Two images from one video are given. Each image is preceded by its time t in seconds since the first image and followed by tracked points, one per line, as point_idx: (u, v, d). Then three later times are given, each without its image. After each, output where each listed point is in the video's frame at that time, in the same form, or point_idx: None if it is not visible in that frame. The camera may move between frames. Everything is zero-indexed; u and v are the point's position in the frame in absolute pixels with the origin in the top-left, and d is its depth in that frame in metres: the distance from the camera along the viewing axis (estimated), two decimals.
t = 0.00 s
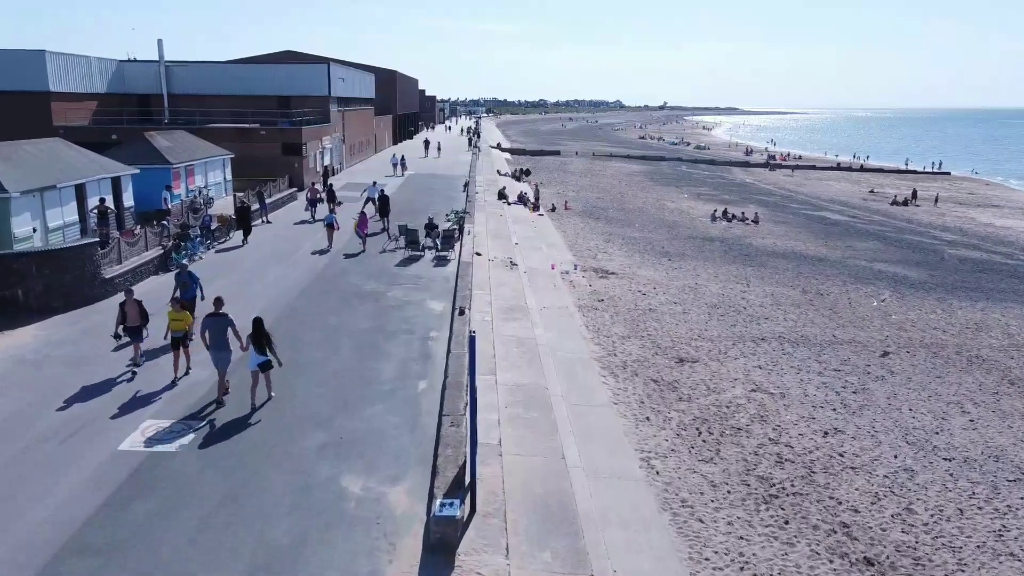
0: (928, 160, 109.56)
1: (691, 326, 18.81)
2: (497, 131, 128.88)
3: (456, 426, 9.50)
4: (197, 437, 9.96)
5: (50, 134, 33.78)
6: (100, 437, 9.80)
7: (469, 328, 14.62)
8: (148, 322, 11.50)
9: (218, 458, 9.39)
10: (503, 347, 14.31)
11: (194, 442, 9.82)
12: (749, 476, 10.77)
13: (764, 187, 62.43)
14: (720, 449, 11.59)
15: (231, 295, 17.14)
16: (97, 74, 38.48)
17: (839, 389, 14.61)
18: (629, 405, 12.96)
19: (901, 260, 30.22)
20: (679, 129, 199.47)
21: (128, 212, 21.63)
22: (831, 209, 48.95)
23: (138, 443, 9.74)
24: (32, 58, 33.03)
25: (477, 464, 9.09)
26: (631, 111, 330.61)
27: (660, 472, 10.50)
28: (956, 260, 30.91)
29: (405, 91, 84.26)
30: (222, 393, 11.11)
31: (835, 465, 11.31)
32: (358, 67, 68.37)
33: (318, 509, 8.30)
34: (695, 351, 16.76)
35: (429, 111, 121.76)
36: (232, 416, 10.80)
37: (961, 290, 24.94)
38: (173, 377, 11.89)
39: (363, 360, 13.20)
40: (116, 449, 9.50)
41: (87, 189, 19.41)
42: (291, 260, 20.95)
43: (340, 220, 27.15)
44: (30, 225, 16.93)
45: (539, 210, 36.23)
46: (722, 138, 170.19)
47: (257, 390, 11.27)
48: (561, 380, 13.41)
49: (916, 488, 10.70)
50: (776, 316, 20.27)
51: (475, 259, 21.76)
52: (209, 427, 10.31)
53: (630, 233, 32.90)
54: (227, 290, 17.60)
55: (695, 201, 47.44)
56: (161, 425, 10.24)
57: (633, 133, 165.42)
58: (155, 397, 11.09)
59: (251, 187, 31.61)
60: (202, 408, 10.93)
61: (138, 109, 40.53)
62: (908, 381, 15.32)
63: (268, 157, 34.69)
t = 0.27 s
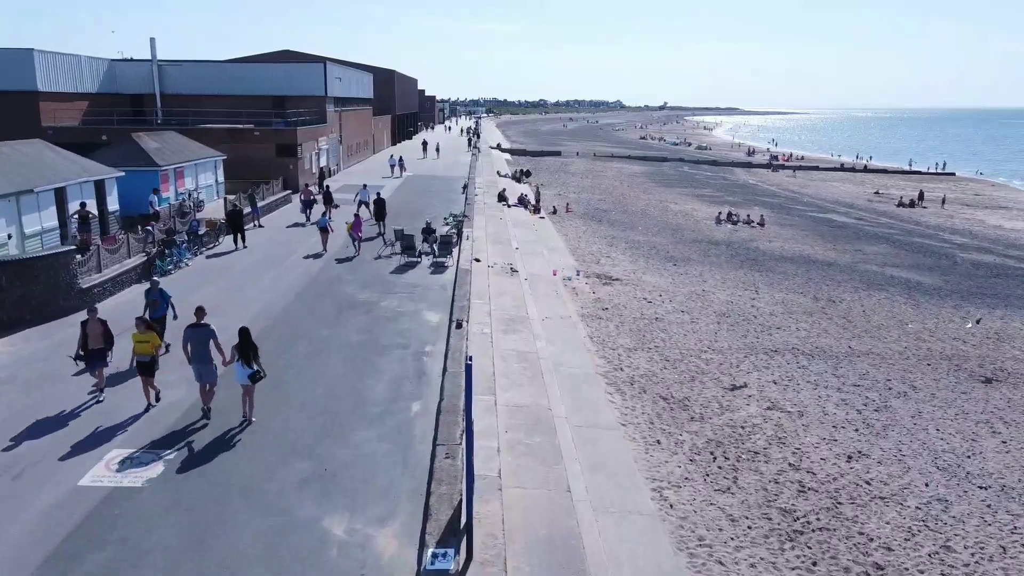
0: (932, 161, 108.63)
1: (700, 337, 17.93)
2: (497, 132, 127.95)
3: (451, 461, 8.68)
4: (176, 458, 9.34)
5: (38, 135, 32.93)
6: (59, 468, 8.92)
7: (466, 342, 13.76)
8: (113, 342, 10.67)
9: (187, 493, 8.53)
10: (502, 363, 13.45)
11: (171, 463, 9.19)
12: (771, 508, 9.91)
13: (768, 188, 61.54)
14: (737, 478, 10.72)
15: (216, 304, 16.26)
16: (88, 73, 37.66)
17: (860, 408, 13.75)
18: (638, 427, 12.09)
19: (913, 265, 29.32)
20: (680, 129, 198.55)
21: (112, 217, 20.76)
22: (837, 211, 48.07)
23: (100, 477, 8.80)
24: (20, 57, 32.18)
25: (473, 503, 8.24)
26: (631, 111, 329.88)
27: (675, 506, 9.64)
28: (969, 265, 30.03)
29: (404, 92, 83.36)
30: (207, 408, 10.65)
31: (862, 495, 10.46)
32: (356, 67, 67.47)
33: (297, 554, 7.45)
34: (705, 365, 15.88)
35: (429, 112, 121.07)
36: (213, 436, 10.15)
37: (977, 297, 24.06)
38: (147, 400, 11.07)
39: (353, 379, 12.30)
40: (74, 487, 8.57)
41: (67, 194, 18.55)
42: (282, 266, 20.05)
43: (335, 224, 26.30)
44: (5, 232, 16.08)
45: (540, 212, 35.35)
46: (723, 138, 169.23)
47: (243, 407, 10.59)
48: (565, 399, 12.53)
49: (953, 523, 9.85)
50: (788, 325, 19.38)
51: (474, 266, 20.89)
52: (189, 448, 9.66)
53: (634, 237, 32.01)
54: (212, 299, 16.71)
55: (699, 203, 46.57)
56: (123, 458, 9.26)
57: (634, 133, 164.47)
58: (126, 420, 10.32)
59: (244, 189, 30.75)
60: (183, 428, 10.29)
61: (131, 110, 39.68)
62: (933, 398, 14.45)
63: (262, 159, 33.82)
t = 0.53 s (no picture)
0: (936, 161, 107.67)
1: (710, 349, 17.04)
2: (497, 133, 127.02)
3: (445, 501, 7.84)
4: (149, 484, 8.71)
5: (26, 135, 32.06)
6: (6, 511, 7.97)
7: (464, 359, 12.89)
8: (67, 374, 9.63)
9: (151, 536, 7.66)
10: (502, 381, 12.57)
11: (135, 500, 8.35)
12: (797, 548, 9.02)
13: (772, 189, 60.65)
14: (759, 511, 9.83)
15: (199, 317, 15.40)
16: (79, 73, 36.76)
17: (885, 429, 12.85)
18: (649, 453, 11.18)
19: (926, 270, 28.43)
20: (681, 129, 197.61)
21: (95, 222, 19.85)
22: (843, 213, 47.18)
23: (51, 523, 7.83)
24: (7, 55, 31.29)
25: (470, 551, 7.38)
26: (631, 111, 329.19)
27: (693, 547, 8.75)
28: (983, 270, 29.15)
29: (404, 92, 82.49)
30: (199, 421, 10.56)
31: (896, 531, 9.57)
32: (355, 67, 66.61)
33: None
34: (718, 380, 14.96)
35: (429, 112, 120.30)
36: (193, 456, 9.58)
37: (995, 304, 23.20)
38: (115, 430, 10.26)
39: (341, 400, 11.42)
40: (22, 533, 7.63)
41: (46, 198, 17.65)
42: (272, 272, 19.16)
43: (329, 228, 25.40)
44: None
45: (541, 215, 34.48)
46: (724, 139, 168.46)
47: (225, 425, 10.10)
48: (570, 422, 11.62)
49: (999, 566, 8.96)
50: (801, 336, 18.49)
51: (472, 272, 20.02)
52: (164, 472, 9.04)
53: (638, 241, 31.14)
54: (195, 310, 15.86)
55: (703, 204, 45.70)
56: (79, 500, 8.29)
57: (635, 134, 163.61)
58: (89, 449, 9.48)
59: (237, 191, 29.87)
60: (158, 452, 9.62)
61: (122, 110, 38.78)
62: (963, 418, 13.54)
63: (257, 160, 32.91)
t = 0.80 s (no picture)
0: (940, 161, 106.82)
1: (721, 363, 16.15)
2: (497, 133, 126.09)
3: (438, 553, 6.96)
4: (123, 513, 8.19)
5: (12, 137, 31.16)
6: None
7: (460, 380, 11.99)
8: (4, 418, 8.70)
9: None
10: (502, 403, 11.66)
11: (89, 549, 7.51)
12: None
13: (776, 190, 59.78)
14: (786, 552, 8.91)
15: (180, 334, 14.53)
16: (68, 72, 35.88)
17: (915, 454, 11.94)
18: (662, 485, 10.26)
19: (940, 275, 27.56)
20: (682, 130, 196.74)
21: (75, 228, 18.96)
22: (850, 215, 46.34)
23: None
24: None
25: None
26: (631, 112, 328.36)
27: None
28: (998, 275, 28.29)
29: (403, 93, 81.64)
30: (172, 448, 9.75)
31: None
32: (353, 67, 65.73)
33: None
34: (732, 398, 14.04)
35: (428, 112, 119.45)
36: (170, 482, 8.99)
37: (1014, 312, 22.33)
38: (76, 464, 9.40)
39: (324, 428, 10.51)
40: None
41: (21, 204, 16.76)
42: (260, 284, 18.29)
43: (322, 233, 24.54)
44: None
45: (542, 218, 33.61)
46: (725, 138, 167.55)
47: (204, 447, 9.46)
48: (576, 449, 10.73)
49: None
50: (817, 348, 17.58)
51: (470, 281, 19.16)
52: (139, 500, 8.51)
53: (642, 245, 30.27)
54: (175, 328, 14.99)
55: (707, 207, 44.83)
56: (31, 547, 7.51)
57: (635, 134, 162.71)
58: (46, 487, 8.67)
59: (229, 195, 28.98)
60: (129, 479, 9.02)
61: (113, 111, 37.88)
62: (997, 441, 12.63)
63: (250, 162, 32.02)
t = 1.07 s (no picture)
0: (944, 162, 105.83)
1: (734, 380, 15.21)
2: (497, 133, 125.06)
3: None
4: (90, 551, 7.60)
5: None
6: None
7: (456, 405, 11.07)
8: None
9: None
10: (502, 428, 10.74)
11: None
12: None
13: (780, 192, 58.80)
14: None
15: (157, 348, 13.58)
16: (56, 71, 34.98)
17: (950, 485, 11.02)
18: (678, 523, 9.31)
19: (955, 281, 26.61)
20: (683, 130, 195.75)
21: (51, 235, 18.02)
22: (857, 217, 45.38)
23: None
24: None
25: None
26: (633, 112, 327.12)
27: None
28: (1014, 281, 27.35)
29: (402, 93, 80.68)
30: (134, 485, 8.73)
31: None
32: (351, 66, 64.77)
33: None
34: (748, 421, 13.10)
35: (428, 113, 118.51)
36: (140, 514, 8.34)
37: None
38: (29, 504, 8.50)
39: (306, 460, 9.54)
40: None
41: None
42: (248, 292, 17.35)
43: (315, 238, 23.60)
44: None
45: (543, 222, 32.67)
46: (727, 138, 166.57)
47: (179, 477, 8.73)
48: (583, 482, 9.78)
49: None
50: (834, 363, 16.63)
51: (468, 290, 18.22)
52: (108, 534, 7.92)
53: (647, 249, 29.31)
54: (153, 340, 14.03)
55: (711, 209, 43.89)
56: None
57: (636, 134, 161.73)
58: None
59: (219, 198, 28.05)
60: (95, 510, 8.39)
61: (103, 111, 36.94)
62: None
63: (242, 164, 31.07)
